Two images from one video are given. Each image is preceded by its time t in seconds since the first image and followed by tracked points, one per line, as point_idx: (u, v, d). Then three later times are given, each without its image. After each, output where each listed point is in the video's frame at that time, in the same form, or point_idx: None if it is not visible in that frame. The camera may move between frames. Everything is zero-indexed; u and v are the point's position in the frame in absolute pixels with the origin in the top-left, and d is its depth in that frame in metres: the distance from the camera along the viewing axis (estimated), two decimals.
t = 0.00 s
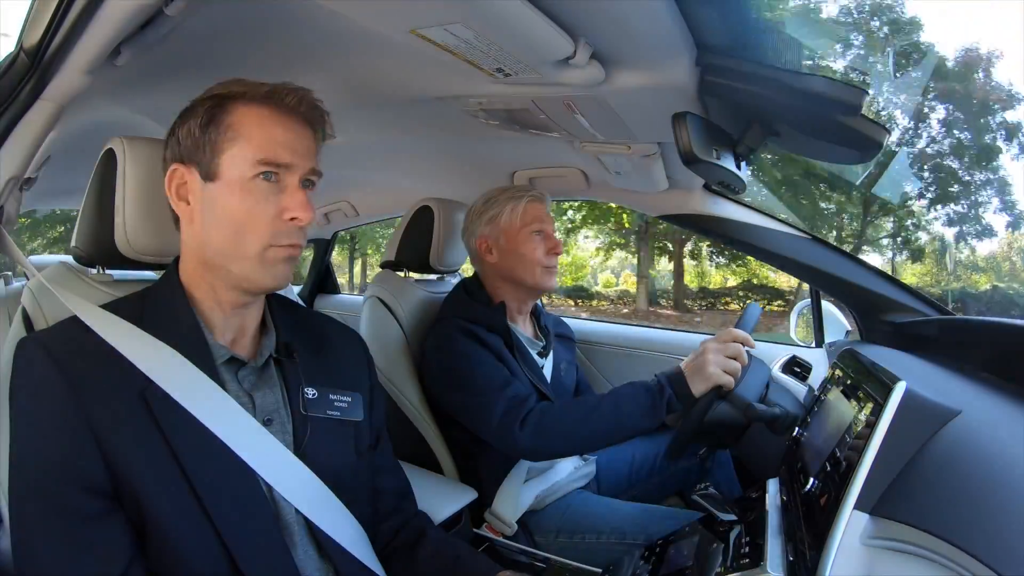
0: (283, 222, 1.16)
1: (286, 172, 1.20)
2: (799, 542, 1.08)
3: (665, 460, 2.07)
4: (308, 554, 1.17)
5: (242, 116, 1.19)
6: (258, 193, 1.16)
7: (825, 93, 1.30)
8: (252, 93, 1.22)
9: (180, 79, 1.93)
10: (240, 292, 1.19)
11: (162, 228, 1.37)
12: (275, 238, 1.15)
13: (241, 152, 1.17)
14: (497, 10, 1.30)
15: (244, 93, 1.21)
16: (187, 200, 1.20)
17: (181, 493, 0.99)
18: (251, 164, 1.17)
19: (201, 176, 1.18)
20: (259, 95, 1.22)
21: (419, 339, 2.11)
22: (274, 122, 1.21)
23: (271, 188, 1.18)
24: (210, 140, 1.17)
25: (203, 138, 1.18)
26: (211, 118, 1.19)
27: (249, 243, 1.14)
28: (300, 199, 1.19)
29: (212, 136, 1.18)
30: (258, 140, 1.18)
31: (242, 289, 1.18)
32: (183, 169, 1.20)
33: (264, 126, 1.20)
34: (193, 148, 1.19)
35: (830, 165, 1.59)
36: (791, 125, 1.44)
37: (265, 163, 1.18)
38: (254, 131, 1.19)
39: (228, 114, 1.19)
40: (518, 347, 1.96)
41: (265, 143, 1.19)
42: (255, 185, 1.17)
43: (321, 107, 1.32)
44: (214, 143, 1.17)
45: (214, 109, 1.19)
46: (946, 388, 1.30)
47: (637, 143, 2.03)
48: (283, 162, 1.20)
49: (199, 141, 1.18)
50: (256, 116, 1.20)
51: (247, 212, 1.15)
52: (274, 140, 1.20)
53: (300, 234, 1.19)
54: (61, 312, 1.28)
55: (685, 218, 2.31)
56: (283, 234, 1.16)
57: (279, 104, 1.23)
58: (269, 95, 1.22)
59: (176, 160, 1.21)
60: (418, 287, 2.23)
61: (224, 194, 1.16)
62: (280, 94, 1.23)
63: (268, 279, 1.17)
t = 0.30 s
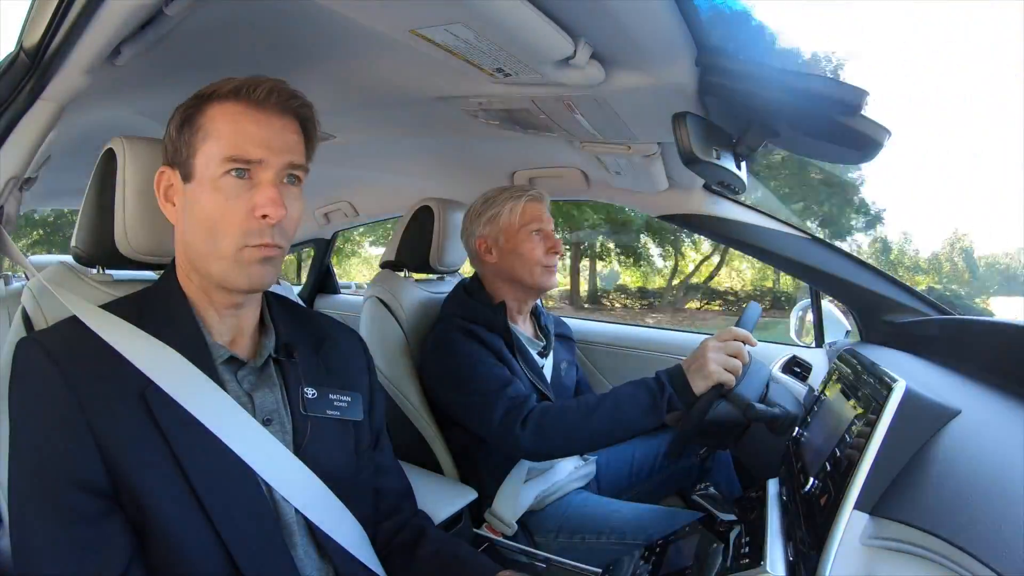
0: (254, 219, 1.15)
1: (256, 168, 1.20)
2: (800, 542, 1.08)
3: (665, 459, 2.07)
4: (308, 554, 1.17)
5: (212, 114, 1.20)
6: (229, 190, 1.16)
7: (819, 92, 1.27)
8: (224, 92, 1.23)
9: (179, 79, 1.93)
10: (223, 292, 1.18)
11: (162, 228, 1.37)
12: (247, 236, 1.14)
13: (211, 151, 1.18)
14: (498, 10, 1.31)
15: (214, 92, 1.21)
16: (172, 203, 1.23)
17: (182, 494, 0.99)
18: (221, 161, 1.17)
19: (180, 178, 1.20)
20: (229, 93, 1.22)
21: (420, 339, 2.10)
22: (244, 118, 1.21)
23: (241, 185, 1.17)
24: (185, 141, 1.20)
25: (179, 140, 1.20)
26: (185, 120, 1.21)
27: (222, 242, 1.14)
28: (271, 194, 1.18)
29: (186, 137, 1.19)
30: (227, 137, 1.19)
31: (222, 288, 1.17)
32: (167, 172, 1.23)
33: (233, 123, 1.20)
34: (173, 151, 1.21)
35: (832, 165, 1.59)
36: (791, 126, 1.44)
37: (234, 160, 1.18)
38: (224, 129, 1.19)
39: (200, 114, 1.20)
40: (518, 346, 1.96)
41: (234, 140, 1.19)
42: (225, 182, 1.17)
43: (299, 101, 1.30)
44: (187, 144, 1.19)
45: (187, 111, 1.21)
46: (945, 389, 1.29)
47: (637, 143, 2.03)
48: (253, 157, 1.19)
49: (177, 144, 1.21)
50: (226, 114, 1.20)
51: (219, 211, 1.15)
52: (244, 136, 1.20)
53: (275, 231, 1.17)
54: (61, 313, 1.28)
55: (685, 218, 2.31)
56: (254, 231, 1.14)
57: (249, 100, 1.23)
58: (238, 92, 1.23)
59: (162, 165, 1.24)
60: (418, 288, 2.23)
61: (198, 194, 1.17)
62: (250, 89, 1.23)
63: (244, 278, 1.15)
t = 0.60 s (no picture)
0: (255, 217, 1.15)
1: (256, 165, 1.19)
2: (800, 541, 1.08)
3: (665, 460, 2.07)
4: (308, 554, 1.17)
5: (210, 113, 1.20)
6: (228, 188, 1.16)
7: (820, 91, 1.26)
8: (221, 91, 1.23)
9: (179, 79, 1.93)
10: (225, 291, 1.19)
11: (162, 228, 1.37)
12: (247, 234, 1.14)
13: (209, 150, 1.18)
14: (498, 10, 1.31)
15: (212, 91, 1.21)
16: (172, 203, 1.23)
17: (182, 494, 0.99)
18: (221, 160, 1.17)
19: (181, 178, 1.20)
20: (226, 92, 1.22)
21: (420, 339, 2.10)
22: (242, 116, 1.21)
23: (241, 183, 1.17)
24: (184, 142, 1.20)
25: (178, 140, 1.20)
26: (184, 120, 1.21)
27: (223, 241, 1.14)
28: (270, 192, 1.18)
29: (186, 136, 1.20)
30: (225, 136, 1.19)
31: (224, 288, 1.17)
32: (167, 173, 1.23)
33: (232, 122, 1.20)
34: (173, 151, 1.21)
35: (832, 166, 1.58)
36: (791, 126, 1.44)
37: (233, 158, 1.18)
38: (223, 127, 1.19)
39: (199, 113, 1.20)
40: (518, 345, 1.96)
41: (232, 138, 1.19)
42: (225, 181, 1.17)
43: (296, 98, 1.30)
44: (187, 143, 1.19)
45: (185, 111, 1.21)
46: (945, 389, 1.30)
47: (637, 143, 2.03)
48: (252, 155, 1.19)
49: (176, 144, 1.21)
50: (224, 112, 1.20)
51: (218, 210, 1.15)
52: (243, 134, 1.20)
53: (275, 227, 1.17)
54: (61, 313, 1.28)
55: (685, 218, 2.30)
56: (254, 229, 1.14)
57: (247, 97, 1.23)
58: (236, 90, 1.22)
59: (162, 166, 1.24)
60: (418, 288, 2.23)
61: (198, 193, 1.17)
62: (247, 87, 1.23)
63: (245, 276, 1.15)
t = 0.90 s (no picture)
0: (258, 211, 1.15)
1: (257, 160, 1.20)
2: (800, 542, 1.08)
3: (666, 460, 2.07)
4: (307, 554, 1.17)
5: (210, 110, 1.20)
6: (230, 184, 1.16)
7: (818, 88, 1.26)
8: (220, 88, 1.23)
9: (178, 79, 1.93)
10: (227, 287, 1.18)
11: (162, 228, 1.37)
12: (250, 228, 1.14)
13: (210, 146, 1.17)
14: (497, 10, 1.30)
15: (212, 88, 1.21)
16: (173, 202, 1.22)
17: (182, 494, 0.99)
18: (223, 156, 1.17)
19: (181, 176, 1.19)
20: (225, 89, 1.22)
21: (421, 339, 2.10)
22: (243, 112, 1.21)
23: (243, 179, 1.17)
24: (184, 139, 1.19)
25: (179, 138, 1.20)
26: (183, 118, 1.21)
27: (225, 236, 1.14)
28: (271, 187, 1.18)
29: (186, 134, 1.19)
30: (226, 132, 1.19)
31: (227, 284, 1.17)
32: (166, 172, 1.22)
33: (233, 118, 1.20)
34: (173, 149, 1.21)
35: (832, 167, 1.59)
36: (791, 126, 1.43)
37: (234, 154, 1.18)
38: (223, 124, 1.19)
39: (198, 111, 1.20)
40: (517, 346, 1.97)
41: (233, 134, 1.19)
42: (227, 177, 1.17)
43: (294, 94, 1.31)
44: (187, 141, 1.19)
45: (185, 109, 1.20)
46: (945, 389, 1.29)
47: (636, 143, 2.03)
48: (253, 151, 1.20)
49: (176, 142, 1.21)
50: (224, 109, 1.20)
51: (220, 205, 1.15)
52: (243, 130, 1.20)
53: (277, 221, 1.17)
54: (61, 312, 1.28)
55: (685, 218, 2.31)
56: (258, 223, 1.15)
57: (246, 94, 1.23)
58: (235, 86, 1.23)
59: (161, 165, 1.24)
60: (417, 288, 2.23)
61: (199, 190, 1.17)
62: (247, 84, 1.23)
63: (249, 270, 1.15)
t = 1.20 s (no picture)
0: (261, 205, 1.15)
1: (259, 156, 1.20)
2: (800, 541, 1.08)
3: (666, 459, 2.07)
4: (308, 555, 1.17)
5: (210, 108, 1.20)
6: (233, 180, 1.17)
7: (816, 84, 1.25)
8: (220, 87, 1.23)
9: (178, 79, 1.93)
10: (230, 284, 1.18)
11: (162, 229, 1.38)
12: (254, 222, 1.14)
13: (212, 143, 1.18)
14: (498, 10, 1.30)
15: (213, 88, 1.22)
16: (173, 201, 1.22)
17: (182, 494, 0.99)
18: (225, 152, 1.18)
19: (182, 174, 1.19)
20: (225, 87, 1.23)
21: (421, 339, 2.10)
22: (244, 110, 1.22)
23: (245, 175, 1.18)
24: (185, 138, 1.20)
25: (180, 137, 1.20)
26: (183, 118, 1.21)
27: (229, 231, 1.14)
28: (274, 182, 1.19)
29: (187, 132, 1.20)
30: (228, 128, 1.19)
31: (230, 280, 1.17)
32: (167, 171, 1.22)
33: (234, 115, 1.21)
34: (173, 148, 1.21)
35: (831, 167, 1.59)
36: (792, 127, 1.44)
37: (236, 150, 1.18)
38: (225, 121, 1.20)
39: (199, 109, 1.20)
40: (518, 345, 1.97)
41: (235, 131, 1.19)
42: (230, 173, 1.17)
43: (293, 93, 1.32)
44: (188, 139, 1.19)
45: (185, 108, 1.21)
46: (945, 389, 1.29)
47: (636, 143, 2.03)
48: (255, 147, 1.20)
49: (176, 142, 1.21)
50: (225, 106, 1.21)
51: (223, 201, 1.15)
52: (245, 127, 1.20)
53: (281, 215, 1.18)
54: (61, 312, 1.28)
55: (685, 218, 2.31)
56: (262, 217, 1.15)
57: (247, 92, 1.24)
58: (235, 85, 1.23)
59: (161, 165, 1.23)
60: (417, 288, 2.23)
61: (202, 187, 1.17)
62: (247, 82, 1.24)
63: (253, 265, 1.15)
